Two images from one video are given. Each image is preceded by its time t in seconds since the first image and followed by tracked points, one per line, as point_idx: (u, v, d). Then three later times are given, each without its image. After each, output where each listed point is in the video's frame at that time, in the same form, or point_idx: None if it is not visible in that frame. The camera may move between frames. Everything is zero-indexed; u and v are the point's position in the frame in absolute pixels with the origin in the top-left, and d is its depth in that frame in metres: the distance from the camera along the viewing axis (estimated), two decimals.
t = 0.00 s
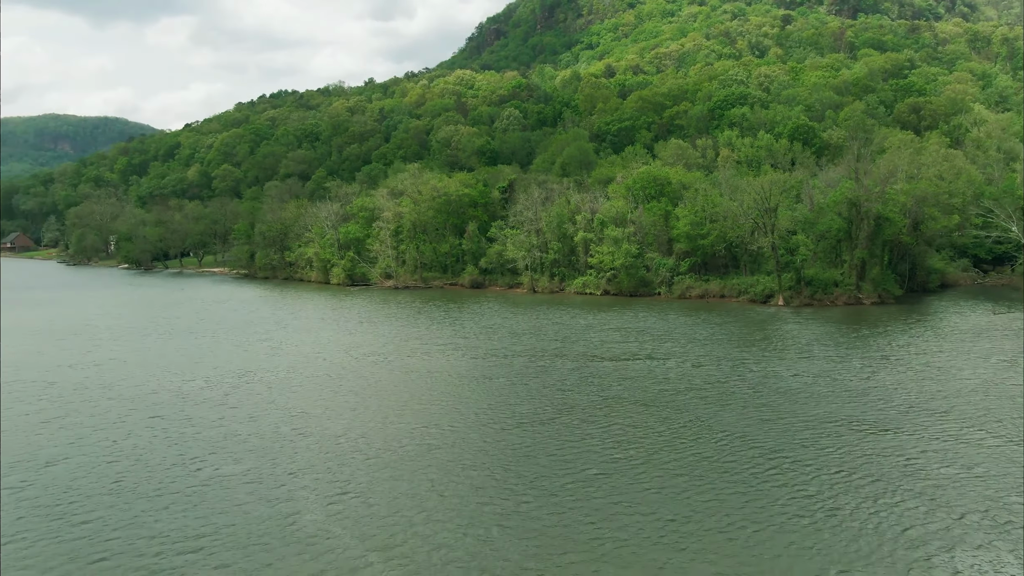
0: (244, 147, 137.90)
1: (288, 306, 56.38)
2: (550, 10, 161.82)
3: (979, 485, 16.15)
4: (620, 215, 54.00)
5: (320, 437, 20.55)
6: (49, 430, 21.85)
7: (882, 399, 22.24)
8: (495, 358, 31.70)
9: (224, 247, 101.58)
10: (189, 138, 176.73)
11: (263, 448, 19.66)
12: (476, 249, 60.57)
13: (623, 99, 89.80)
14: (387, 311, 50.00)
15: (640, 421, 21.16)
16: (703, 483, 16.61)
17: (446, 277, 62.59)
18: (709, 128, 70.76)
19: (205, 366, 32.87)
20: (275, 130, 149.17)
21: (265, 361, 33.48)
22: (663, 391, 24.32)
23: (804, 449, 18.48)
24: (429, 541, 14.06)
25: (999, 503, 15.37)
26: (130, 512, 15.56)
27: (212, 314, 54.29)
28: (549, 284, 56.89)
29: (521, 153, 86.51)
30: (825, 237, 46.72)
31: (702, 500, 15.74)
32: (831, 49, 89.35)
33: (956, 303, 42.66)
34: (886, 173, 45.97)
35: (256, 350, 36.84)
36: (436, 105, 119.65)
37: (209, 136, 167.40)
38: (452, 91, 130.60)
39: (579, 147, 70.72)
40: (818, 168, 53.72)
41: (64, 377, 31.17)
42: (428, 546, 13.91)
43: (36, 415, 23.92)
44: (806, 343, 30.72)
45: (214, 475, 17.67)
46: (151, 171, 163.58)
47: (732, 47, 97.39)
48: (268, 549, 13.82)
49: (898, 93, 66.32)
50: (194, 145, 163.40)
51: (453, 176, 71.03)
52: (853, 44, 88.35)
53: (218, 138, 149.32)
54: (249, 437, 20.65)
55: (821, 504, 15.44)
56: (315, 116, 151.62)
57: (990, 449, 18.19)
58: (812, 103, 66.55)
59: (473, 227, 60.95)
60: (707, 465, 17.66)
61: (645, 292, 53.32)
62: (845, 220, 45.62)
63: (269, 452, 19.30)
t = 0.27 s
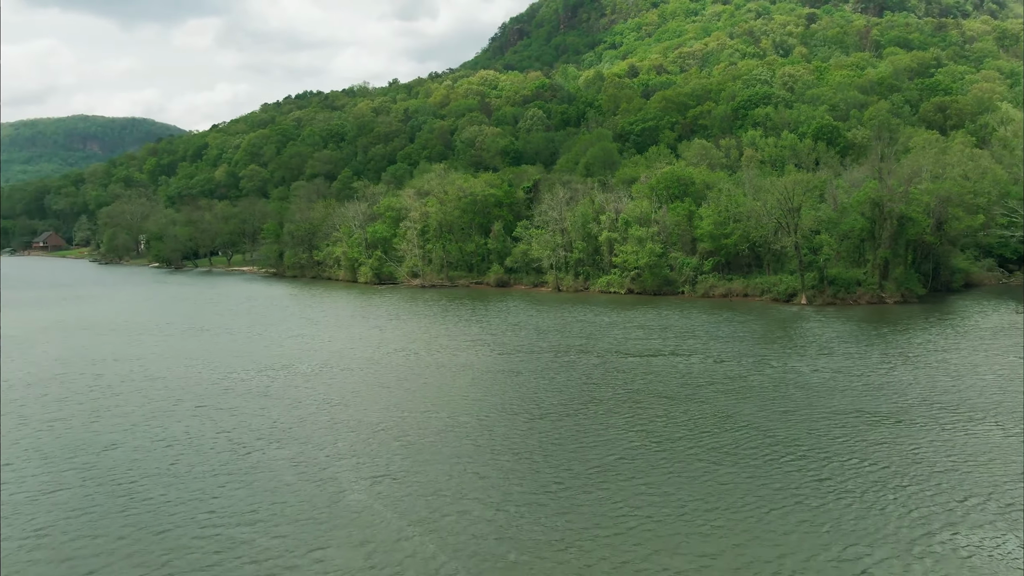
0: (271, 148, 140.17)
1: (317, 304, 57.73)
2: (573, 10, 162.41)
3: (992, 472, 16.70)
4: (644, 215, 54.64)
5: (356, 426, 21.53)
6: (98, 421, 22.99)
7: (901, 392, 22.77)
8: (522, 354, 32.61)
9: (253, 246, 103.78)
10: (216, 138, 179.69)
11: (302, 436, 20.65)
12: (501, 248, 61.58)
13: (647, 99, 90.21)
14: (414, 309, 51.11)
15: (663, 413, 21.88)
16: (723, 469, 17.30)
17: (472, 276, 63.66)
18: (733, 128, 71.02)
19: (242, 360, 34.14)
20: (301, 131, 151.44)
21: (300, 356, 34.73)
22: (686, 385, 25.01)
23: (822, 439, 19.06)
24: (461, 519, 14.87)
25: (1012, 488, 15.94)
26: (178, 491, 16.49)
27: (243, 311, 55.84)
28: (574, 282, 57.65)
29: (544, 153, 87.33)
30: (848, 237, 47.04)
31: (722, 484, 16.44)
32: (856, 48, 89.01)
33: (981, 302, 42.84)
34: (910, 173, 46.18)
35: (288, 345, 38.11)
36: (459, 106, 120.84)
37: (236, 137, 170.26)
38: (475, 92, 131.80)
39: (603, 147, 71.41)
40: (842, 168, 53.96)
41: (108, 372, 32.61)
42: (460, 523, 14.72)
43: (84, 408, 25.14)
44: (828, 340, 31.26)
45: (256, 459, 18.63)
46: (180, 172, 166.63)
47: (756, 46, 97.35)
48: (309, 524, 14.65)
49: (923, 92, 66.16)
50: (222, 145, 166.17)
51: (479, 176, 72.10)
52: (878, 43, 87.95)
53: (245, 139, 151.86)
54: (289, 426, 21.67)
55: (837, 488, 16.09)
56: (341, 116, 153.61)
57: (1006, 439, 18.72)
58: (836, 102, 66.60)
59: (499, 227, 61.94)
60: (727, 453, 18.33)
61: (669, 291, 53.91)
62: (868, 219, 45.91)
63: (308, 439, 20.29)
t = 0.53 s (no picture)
0: (301, 149, 142.75)
1: (351, 301, 59.26)
2: (600, 10, 162.79)
3: (1009, 460, 17.25)
4: (672, 215, 55.27)
5: (397, 416, 22.68)
6: (152, 411, 24.35)
7: (924, 386, 23.36)
8: (552, 349, 33.64)
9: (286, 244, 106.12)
10: (247, 139, 183.12)
11: (346, 425, 21.82)
12: (530, 248, 62.64)
13: (674, 99, 90.59)
14: (445, 307, 52.37)
15: (688, 404, 22.67)
16: (744, 455, 18.07)
17: (501, 275, 64.86)
18: (760, 128, 71.33)
19: (282, 355, 35.56)
20: (331, 132, 153.87)
21: (338, 351, 36.11)
22: (711, 378, 25.80)
23: (843, 429, 19.70)
24: (497, 498, 15.81)
25: None
26: (232, 473, 17.62)
27: (278, 308, 57.52)
28: (602, 281, 58.54)
29: (572, 153, 88.14)
30: (875, 237, 47.36)
31: (743, 468, 17.24)
32: (886, 46, 88.54)
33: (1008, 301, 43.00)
34: (938, 173, 46.37)
35: (324, 341, 39.48)
36: (487, 106, 122.16)
37: (267, 138, 173.36)
38: (503, 92, 132.94)
39: (630, 148, 72.08)
40: (870, 167, 54.13)
41: (155, 365, 34.17)
42: (497, 501, 15.67)
43: (138, 399, 26.57)
44: (853, 337, 31.86)
45: (303, 445, 19.78)
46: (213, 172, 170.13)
47: (784, 45, 97.18)
48: (356, 501, 15.68)
49: (953, 92, 65.90)
50: (253, 146, 169.38)
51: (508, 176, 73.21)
52: (908, 41, 87.45)
53: (277, 140, 154.66)
54: (334, 416, 22.89)
55: (854, 473, 16.77)
56: (370, 117, 155.82)
57: None
58: (865, 102, 66.52)
59: (528, 226, 63.03)
60: (749, 441, 19.08)
61: (696, 290, 54.59)
62: (895, 219, 46.18)
63: (353, 428, 21.46)
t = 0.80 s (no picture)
0: (327, 149, 144.86)
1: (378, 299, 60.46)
2: (623, 9, 162.97)
3: None
4: (696, 214, 55.81)
5: (430, 407, 23.62)
6: (196, 403, 25.52)
7: (945, 382, 23.78)
8: (578, 346, 34.48)
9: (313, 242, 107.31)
10: (274, 139, 185.97)
11: (382, 415, 22.81)
12: (555, 247, 63.48)
13: (698, 99, 90.83)
14: (472, 305, 53.35)
15: (711, 398, 23.30)
16: (766, 446, 18.66)
17: (526, 273, 65.86)
18: (784, 128, 71.55)
19: (315, 350, 36.81)
20: (356, 133, 155.81)
21: (369, 346, 37.28)
22: (735, 374, 26.39)
23: (863, 421, 20.18)
24: (530, 481, 16.64)
25: None
26: (278, 458, 18.61)
27: (308, 305, 58.98)
28: (626, 280, 59.27)
29: (596, 153, 88.75)
30: (899, 237, 47.60)
31: (764, 457, 17.84)
32: (912, 45, 88.07)
33: None
34: (962, 173, 46.76)
35: (355, 336, 40.67)
36: (511, 106, 123.15)
37: (293, 138, 175.84)
38: (526, 92, 133.82)
39: (654, 148, 72.58)
40: (895, 167, 54.18)
41: (195, 359, 35.56)
42: (530, 484, 16.49)
43: (182, 391, 27.82)
44: (875, 335, 32.30)
45: (342, 434, 20.76)
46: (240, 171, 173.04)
47: (809, 44, 96.95)
48: (396, 484, 16.56)
49: (980, 90, 65.60)
50: (280, 147, 172.02)
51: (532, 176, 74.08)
52: (935, 39, 86.91)
53: (303, 140, 156.95)
54: (370, 407, 23.90)
55: (873, 463, 17.28)
56: (394, 117, 157.60)
57: None
58: (890, 101, 66.41)
59: (553, 226, 63.90)
60: (771, 433, 19.65)
61: (720, 289, 55.11)
62: (919, 219, 46.35)
63: (389, 419, 22.44)
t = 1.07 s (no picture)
0: (352, 149, 146.84)
1: (405, 298, 61.68)
2: (647, 9, 162.92)
3: None
4: (720, 214, 56.33)
5: (463, 399, 24.69)
6: (238, 395, 26.68)
7: (964, 377, 24.29)
8: (603, 342, 35.31)
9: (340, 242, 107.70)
10: (300, 139, 188.63)
11: (417, 406, 23.90)
12: (580, 246, 64.19)
13: (722, 99, 90.92)
14: (497, 303, 54.33)
15: (732, 392, 24.03)
16: (784, 435, 19.37)
17: (551, 272, 66.66)
18: (808, 127, 71.68)
19: (348, 345, 38.05)
20: (381, 133, 157.66)
21: (400, 342, 38.41)
22: (756, 369, 27.09)
23: (880, 414, 20.80)
24: (559, 466, 17.55)
25: None
26: (320, 445, 19.65)
27: (337, 302, 60.40)
28: (650, 279, 59.92)
29: (619, 153, 89.24)
30: (923, 237, 47.83)
31: (783, 446, 18.56)
32: (939, 43, 87.51)
33: None
34: (987, 172, 46.72)
35: (385, 332, 41.88)
36: (535, 106, 123.99)
37: (318, 138, 178.16)
38: (550, 92, 134.44)
39: (677, 148, 73.01)
40: (920, 166, 54.26)
41: (232, 353, 36.88)
42: (560, 469, 17.42)
43: (223, 384, 29.05)
44: (897, 333, 32.76)
45: (378, 424, 21.86)
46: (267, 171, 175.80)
47: (834, 42, 96.58)
48: (434, 468, 17.59)
49: (1008, 89, 65.19)
50: (305, 147, 174.53)
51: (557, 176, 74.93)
52: (963, 37, 86.26)
53: (328, 140, 158.99)
54: (405, 399, 25.00)
55: (889, 452, 17.92)
56: (418, 117, 159.20)
57: None
58: (916, 100, 66.25)
59: (577, 225, 64.66)
60: (790, 424, 20.34)
61: (744, 287, 55.58)
62: (943, 219, 46.59)
63: (423, 409, 23.55)
